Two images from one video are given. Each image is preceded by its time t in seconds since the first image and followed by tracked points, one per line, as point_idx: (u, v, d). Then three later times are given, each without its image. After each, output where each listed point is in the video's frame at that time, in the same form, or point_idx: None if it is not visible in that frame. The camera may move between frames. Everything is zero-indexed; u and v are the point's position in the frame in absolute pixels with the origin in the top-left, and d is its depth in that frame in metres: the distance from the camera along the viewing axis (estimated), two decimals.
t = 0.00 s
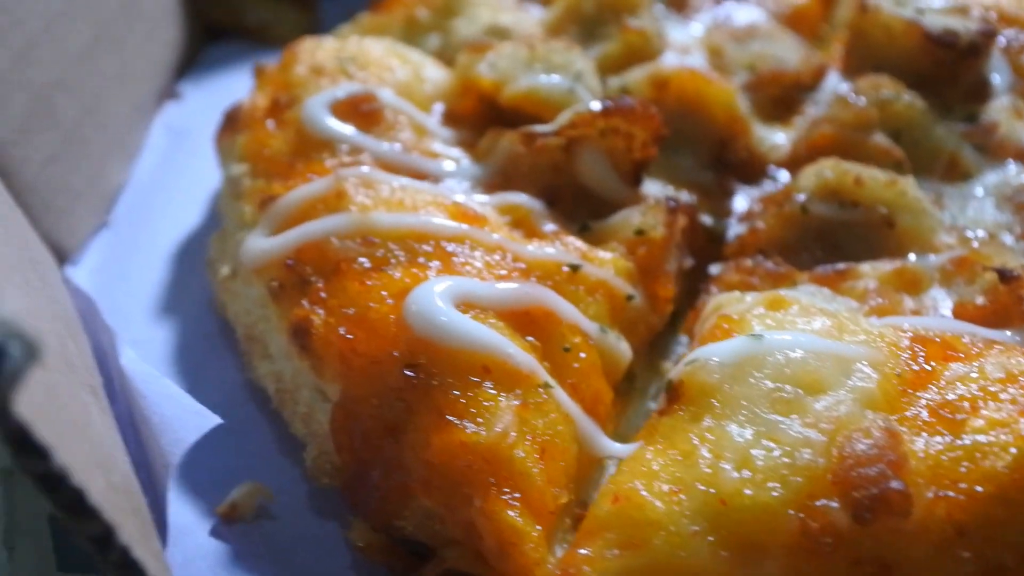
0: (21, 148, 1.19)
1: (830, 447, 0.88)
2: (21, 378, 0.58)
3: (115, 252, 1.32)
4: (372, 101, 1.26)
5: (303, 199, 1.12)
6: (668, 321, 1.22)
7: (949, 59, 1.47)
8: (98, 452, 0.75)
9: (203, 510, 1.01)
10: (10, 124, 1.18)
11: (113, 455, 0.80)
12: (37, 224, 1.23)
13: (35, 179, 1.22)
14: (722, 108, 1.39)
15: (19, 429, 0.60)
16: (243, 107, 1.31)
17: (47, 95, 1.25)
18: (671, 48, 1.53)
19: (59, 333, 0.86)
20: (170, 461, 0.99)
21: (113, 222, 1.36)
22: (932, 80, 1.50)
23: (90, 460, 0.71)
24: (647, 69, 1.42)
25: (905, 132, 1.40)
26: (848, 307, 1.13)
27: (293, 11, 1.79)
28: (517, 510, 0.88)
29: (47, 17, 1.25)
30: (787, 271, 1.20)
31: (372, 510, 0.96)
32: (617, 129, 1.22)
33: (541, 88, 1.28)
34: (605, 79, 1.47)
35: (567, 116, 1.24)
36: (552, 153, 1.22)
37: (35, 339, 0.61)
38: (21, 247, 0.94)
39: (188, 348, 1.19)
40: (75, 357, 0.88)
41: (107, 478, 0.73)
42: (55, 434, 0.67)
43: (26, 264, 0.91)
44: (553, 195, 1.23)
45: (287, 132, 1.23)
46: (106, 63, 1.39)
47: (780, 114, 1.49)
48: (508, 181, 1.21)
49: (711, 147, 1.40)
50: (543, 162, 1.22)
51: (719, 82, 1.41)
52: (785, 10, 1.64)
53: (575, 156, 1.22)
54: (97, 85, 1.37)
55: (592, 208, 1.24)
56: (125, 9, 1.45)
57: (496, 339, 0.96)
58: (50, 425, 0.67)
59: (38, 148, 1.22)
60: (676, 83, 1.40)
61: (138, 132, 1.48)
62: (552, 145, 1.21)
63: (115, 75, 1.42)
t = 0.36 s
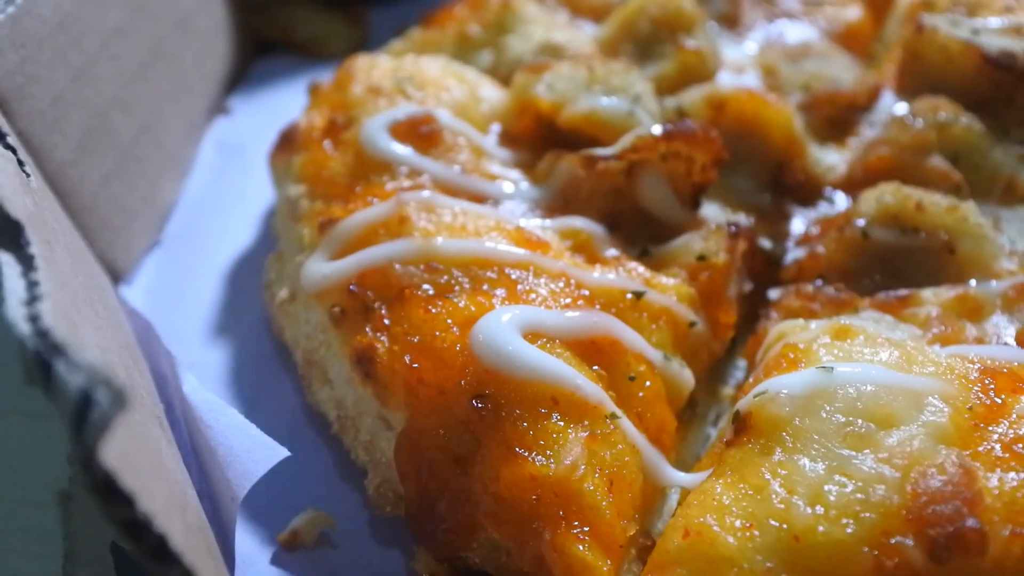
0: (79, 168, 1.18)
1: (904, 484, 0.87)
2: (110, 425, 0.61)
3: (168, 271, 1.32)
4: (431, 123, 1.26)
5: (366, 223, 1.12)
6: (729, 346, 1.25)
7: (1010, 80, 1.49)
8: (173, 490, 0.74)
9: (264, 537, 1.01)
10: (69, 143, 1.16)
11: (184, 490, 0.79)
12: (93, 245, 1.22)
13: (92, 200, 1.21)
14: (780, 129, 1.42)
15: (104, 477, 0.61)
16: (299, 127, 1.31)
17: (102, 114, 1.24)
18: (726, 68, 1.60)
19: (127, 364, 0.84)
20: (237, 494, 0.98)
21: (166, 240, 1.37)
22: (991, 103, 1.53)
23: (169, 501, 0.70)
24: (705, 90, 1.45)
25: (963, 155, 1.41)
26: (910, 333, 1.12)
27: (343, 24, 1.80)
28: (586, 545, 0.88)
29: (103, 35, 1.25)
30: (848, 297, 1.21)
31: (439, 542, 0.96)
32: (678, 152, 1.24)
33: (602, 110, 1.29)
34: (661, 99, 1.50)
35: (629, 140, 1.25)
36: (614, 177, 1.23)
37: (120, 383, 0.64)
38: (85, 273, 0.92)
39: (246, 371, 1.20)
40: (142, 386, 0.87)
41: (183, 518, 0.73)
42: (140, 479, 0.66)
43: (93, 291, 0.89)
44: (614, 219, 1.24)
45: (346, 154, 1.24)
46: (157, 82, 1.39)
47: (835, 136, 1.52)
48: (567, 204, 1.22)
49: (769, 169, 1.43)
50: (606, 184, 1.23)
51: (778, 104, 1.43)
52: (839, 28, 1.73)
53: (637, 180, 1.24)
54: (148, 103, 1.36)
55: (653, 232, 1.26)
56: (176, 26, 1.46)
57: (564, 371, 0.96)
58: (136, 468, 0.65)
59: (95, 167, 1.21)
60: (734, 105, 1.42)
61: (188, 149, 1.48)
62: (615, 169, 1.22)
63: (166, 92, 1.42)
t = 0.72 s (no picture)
0: (86, 170, 1.18)
1: (917, 484, 0.87)
2: (123, 426, 0.60)
3: (175, 274, 1.32)
4: (440, 125, 1.26)
5: (375, 225, 1.12)
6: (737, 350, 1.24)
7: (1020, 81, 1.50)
8: (185, 492, 0.73)
9: (275, 539, 1.01)
10: (77, 145, 1.17)
11: (196, 493, 0.78)
12: (100, 248, 1.21)
13: (99, 202, 1.21)
14: (790, 132, 1.42)
15: (117, 478, 0.59)
16: (308, 130, 1.32)
17: (109, 117, 1.25)
18: (734, 70, 1.61)
19: (137, 366, 0.84)
20: (249, 495, 1.03)
21: (174, 243, 1.37)
22: (998, 104, 1.52)
23: (182, 504, 0.69)
24: (713, 92, 1.46)
25: (973, 156, 1.42)
26: (919, 334, 1.13)
27: (348, 26, 1.80)
28: (599, 546, 0.88)
29: (109, 38, 1.26)
30: (859, 299, 1.21)
31: (451, 546, 0.96)
32: (688, 154, 1.25)
33: (612, 113, 1.30)
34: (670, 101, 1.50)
35: (639, 142, 1.25)
36: (623, 179, 1.23)
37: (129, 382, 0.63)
38: (93, 275, 0.92)
39: (256, 373, 1.20)
40: (152, 388, 0.87)
41: (196, 521, 0.72)
42: (153, 481, 0.64)
43: (101, 294, 0.89)
44: (623, 220, 1.24)
45: (355, 156, 1.24)
46: (163, 85, 1.40)
47: (842, 138, 1.52)
48: (577, 206, 1.22)
49: (778, 171, 1.43)
50: (616, 186, 1.23)
51: (787, 106, 1.43)
52: (845, 31, 1.73)
53: (646, 181, 1.24)
54: (156, 107, 1.37)
55: (662, 234, 1.26)
56: (181, 29, 1.46)
57: (576, 372, 0.96)
58: (149, 470, 0.64)
59: (101, 169, 1.22)
60: (743, 106, 1.43)
61: (196, 153, 1.49)
62: (623, 171, 1.23)
63: (172, 94, 1.42)
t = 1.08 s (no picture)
0: (88, 170, 1.18)
1: (921, 486, 0.87)
2: (119, 426, 0.60)
3: (178, 274, 1.32)
4: (443, 125, 1.27)
5: (378, 225, 1.12)
6: (741, 353, 1.24)
7: None
8: (183, 493, 0.73)
9: (276, 542, 1.01)
10: (79, 145, 1.17)
11: (194, 493, 0.78)
12: (103, 248, 1.21)
13: (102, 203, 1.21)
14: (795, 133, 1.40)
15: (113, 479, 0.59)
16: (311, 130, 1.32)
17: (112, 117, 1.25)
18: (739, 70, 1.60)
19: (138, 367, 0.84)
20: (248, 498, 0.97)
21: (177, 243, 1.37)
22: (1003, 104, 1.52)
23: (179, 505, 0.69)
24: (719, 92, 1.44)
25: (978, 157, 1.42)
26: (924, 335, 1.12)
27: (353, 28, 1.81)
28: (601, 549, 0.88)
29: (112, 37, 1.26)
30: (864, 300, 1.20)
31: (453, 547, 0.95)
32: (693, 155, 1.23)
33: (616, 113, 1.29)
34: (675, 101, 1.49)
35: (644, 142, 1.24)
36: (627, 179, 1.22)
37: (126, 382, 0.63)
38: (93, 276, 0.93)
39: (259, 373, 1.20)
40: (152, 390, 0.87)
41: (194, 521, 0.71)
42: (149, 481, 0.64)
43: (101, 295, 0.89)
44: (627, 220, 1.23)
45: (358, 157, 1.25)
46: (166, 86, 1.40)
47: (849, 137, 1.53)
48: (581, 207, 1.22)
49: (782, 172, 1.42)
50: (619, 187, 1.22)
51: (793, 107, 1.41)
52: (851, 32, 1.72)
53: (650, 182, 1.23)
54: (159, 107, 1.38)
55: (665, 234, 1.25)
56: (185, 30, 1.46)
57: (579, 374, 0.96)
58: (145, 471, 0.64)
59: (103, 170, 1.22)
60: (748, 107, 1.41)
61: (198, 154, 1.49)
62: (628, 171, 1.22)
63: (176, 94, 1.43)
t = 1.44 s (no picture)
0: (80, 169, 1.17)
1: (930, 483, 0.84)
2: (99, 416, 0.58)
3: (175, 274, 1.31)
4: (442, 121, 1.25)
5: (376, 221, 1.11)
6: (745, 352, 1.22)
7: None
8: (172, 490, 0.71)
9: (271, 544, 0.99)
10: (70, 143, 1.16)
11: (184, 491, 0.76)
12: (96, 248, 1.20)
13: (95, 201, 1.20)
14: (799, 130, 1.39)
15: (92, 470, 0.58)
16: (308, 128, 1.31)
17: (105, 116, 1.24)
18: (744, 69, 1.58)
19: (127, 363, 0.82)
20: (240, 495, 0.94)
21: (173, 244, 1.36)
22: (1009, 101, 1.50)
23: (166, 501, 0.67)
24: (723, 89, 1.42)
25: (985, 155, 1.38)
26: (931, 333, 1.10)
27: (354, 32, 1.79)
28: (603, 548, 0.86)
29: (105, 34, 1.24)
30: (870, 298, 1.18)
31: (450, 547, 0.94)
32: (695, 151, 1.21)
33: (617, 108, 1.28)
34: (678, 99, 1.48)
35: (645, 138, 1.22)
36: (628, 175, 1.21)
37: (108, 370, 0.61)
38: (83, 273, 0.91)
39: (255, 373, 1.19)
40: (143, 386, 0.85)
41: (181, 518, 0.70)
42: (134, 475, 0.63)
43: (90, 291, 0.87)
44: (629, 218, 1.21)
45: (355, 154, 1.23)
46: (162, 85, 1.39)
47: (855, 137, 1.50)
48: (581, 203, 1.21)
49: (787, 171, 1.40)
50: (620, 183, 1.20)
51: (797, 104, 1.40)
52: (857, 29, 1.71)
53: (652, 178, 1.21)
54: (155, 106, 1.37)
55: (668, 233, 1.22)
56: (181, 29, 1.45)
57: (579, 370, 0.94)
58: (129, 464, 0.63)
59: (97, 168, 1.21)
60: (752, 104, 1.39)
61: (195, 154, 1.48)
62: (629, 167, 1.20)
63: (171, 93, 1.42)
